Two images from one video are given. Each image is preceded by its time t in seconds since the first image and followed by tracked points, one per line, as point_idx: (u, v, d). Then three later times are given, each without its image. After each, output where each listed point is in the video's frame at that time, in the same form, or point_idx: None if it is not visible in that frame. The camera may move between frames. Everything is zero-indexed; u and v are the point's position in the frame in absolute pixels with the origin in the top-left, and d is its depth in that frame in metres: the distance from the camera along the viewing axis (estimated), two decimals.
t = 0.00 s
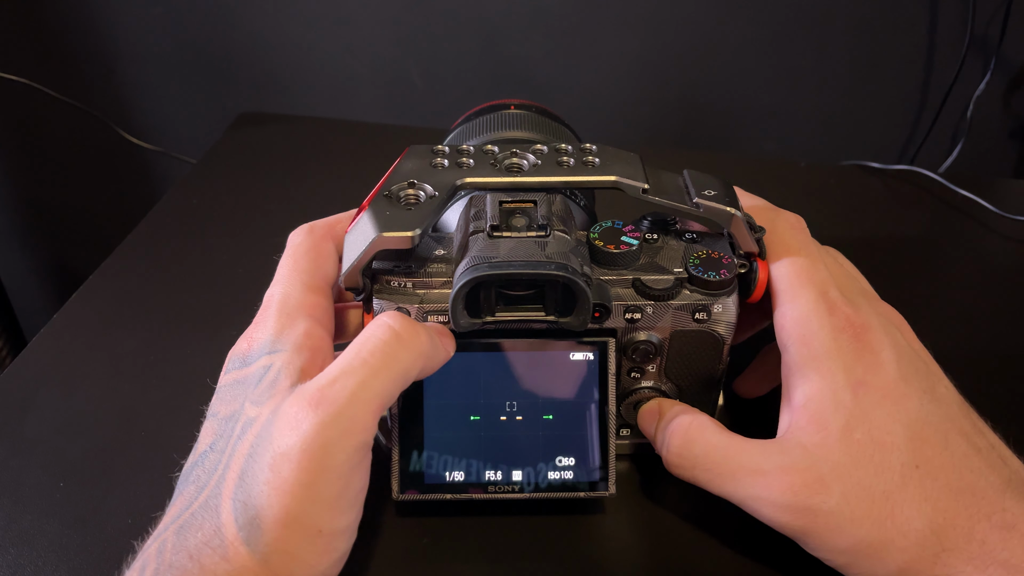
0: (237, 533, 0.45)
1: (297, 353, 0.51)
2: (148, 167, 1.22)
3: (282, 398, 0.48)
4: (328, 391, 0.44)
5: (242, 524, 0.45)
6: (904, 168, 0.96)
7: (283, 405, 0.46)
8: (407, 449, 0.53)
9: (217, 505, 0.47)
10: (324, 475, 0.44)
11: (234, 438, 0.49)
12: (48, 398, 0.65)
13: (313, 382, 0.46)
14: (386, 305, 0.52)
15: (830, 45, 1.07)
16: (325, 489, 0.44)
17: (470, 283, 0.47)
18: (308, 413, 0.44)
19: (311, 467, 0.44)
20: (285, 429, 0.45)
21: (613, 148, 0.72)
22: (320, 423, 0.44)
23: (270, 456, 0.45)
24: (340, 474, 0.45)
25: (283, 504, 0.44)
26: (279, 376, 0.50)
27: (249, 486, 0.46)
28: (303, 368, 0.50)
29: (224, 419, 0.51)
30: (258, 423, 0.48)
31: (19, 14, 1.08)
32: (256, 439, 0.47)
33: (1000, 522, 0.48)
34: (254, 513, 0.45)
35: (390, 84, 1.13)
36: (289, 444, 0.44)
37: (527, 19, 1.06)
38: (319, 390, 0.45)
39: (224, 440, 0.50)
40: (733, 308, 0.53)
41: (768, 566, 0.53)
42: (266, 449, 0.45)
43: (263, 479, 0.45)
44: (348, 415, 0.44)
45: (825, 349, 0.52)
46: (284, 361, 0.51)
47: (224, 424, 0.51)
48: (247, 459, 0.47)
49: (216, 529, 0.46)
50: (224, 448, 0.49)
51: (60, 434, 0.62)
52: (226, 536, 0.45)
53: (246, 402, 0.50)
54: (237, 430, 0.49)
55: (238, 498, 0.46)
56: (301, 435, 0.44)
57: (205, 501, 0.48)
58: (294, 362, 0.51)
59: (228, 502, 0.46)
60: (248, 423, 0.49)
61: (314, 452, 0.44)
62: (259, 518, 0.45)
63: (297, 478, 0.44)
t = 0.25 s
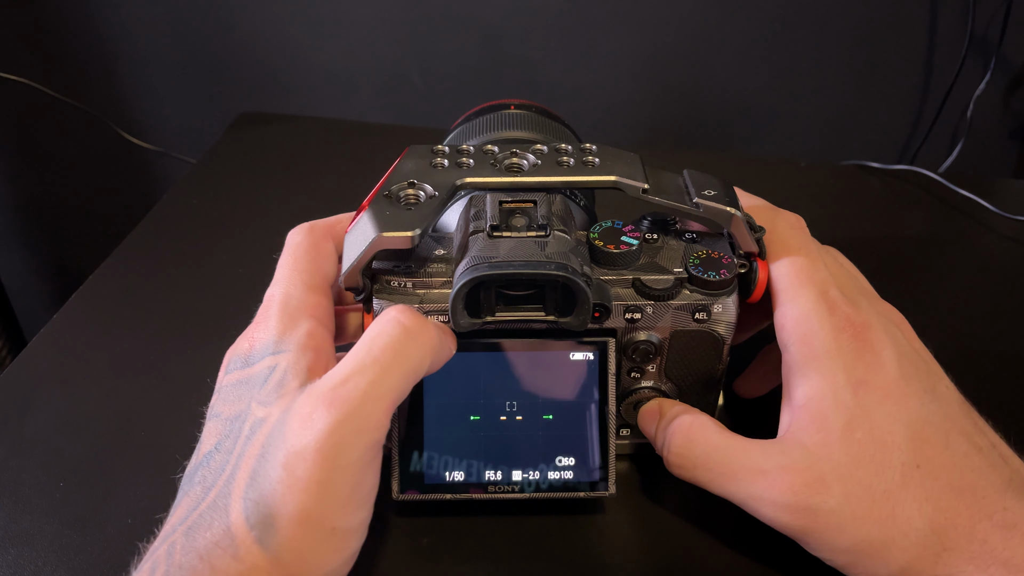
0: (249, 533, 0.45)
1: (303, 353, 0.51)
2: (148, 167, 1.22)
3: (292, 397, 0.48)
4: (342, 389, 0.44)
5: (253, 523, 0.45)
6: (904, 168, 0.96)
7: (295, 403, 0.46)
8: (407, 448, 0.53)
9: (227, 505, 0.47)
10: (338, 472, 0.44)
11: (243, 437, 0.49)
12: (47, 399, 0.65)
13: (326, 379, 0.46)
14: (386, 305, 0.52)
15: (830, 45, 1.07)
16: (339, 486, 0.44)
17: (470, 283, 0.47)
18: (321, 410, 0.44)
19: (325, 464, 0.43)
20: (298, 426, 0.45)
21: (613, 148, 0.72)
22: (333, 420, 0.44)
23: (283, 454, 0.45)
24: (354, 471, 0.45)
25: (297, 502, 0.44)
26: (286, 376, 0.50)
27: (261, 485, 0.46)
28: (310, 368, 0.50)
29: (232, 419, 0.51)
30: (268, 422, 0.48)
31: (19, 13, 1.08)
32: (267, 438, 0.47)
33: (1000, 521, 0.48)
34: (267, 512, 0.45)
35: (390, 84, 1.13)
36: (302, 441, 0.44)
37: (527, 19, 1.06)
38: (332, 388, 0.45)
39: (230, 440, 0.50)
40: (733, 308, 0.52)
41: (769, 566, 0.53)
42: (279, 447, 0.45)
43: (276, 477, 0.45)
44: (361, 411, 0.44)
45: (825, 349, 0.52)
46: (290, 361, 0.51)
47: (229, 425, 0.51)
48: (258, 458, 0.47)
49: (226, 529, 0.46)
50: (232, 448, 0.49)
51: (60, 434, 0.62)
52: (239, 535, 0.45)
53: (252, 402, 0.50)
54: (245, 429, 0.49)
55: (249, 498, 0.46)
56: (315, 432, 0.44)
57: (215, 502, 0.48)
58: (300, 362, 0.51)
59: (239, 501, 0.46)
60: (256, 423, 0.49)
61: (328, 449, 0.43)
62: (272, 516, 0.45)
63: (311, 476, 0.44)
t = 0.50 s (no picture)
0: (235, 531, 0.45)
1: (293, 353, 0.51)
2: (148, 167, 1.22)
3: (280, 395, 0.48)
4: (326, 387, 0.44)
5: (239, 522, 0.45)
6: (905, 168, 0.96)
7: (281, 402, 0.46)
8: (407, 448, 0.53)
9: (215, 503, 0.47)
10: (322, 471, 0.44)
11: (232, 436, 0.49)
12: (47, 399, 0.65)
13: (312, 378, 0.46)
14: (386, 305, 0.52)
15: (830, 45, 1.07)
16: (322, 485, 0.44)
17: (470, 283, 0.47)
18: (305, 409, 0.44)
19: (308, 463, 0.43)
20: (283, 424, 0.45)
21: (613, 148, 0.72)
22: (316, 419, 0.44)
23: (268, 452, 0.45)
24: (338, 470, 0.45)
25: (280, 500, 0.44)
26: (276, 374, 0.50)
27: (248, 483, 0.45)
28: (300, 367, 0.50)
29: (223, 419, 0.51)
30: (256, 421, 0.48)
31: (19, 13, 1.07)
32: (254, 437, 0.47)
33: (1003, 520, 0.48)
34: (252, 510, 0.45)
35: (390, 84, 1.13)
36: (286, 439, 0.44)
37: (527, 19, 1.06)
38: (317, 386, 0.45)
39: (221, 439, 0.50)
40: (733, 308, 0.52)
41: (771, 565, 0.53)
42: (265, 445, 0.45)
43: (261, 476, 0.45)
44: (345, 410, 0.44)
45: (828, 348, 0.52)
46: (280, 359, 0.51)
47: (221, 424, 0.51)
48: (245, 457, 0.47)
49: (213, 527, 0.46)
50: (222, 447, 0.49)
51: (60, 434, 0.62)
52: (224, 533, 0.45)
53: (243, 401, 0.50)
54: (235, 428, 0.49)
55: (236, 496, 0.46)
56: (298, 430, 0.44)
57: (202, 500, 0.48)
58: (290, 361, 0.51)
59: (226, 500, 0.46)
60: (245, 421, 0.49)
61: (311, 448, 0.43)
62: (256, 515, 0.44)
63: (294, 474, 0.44)
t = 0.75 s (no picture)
0: (231, 532, 0.45)
1: (290, 354, 0.51)
2: (148, 168, 1.22)
3: (274, 396, 0.48)
4: (315, 387, 0.44)
5: (234, 522, 0.45)
6: (905, 168, 0.96)
7: (274, 402, 0.46)
8: (407, 448, 0.53)
9: (211, 504, 0.47)
10: (313, 471, 0.44)
11: (229, 437, 0.49)
12: (47, 399, 0.65)
13: (302, 378, 0.46)
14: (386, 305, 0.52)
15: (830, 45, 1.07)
16: (314, 486, 0.44)
17: (470, 283, 0.47)
18: (295, 409, 0.44)
19: (299, 463, 0.43)
20: (274, 425, 0.45)
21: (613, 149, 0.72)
22: (306, 419, 0.44)
23: (261, 452, 0.45)
24: (331, 470, 0.44)
25: (273, 501, 0.44)
26: (272, 375, 0.50)
27: (242, 484, 0.45)
28: (297, 368, 0.50)
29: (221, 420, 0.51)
30: (250, 421, 0.48)
31: (19, 13, 1.07)
32: (248, 437, 0.47)
33: (1005, 519, 0.48)
34: (247, 511, 0.45)
35: (390, 84, 1.13)
36: (277, 440, 0.44)
37: (527, 19, 1.06)
38: (306, 386, 0.45)
39: (218, 440, 0.50)
40: (733, 308, 0.52)
41: (773, 565, 0.53)
42: (257, 446, 0.45)
43: (255, 477, 0.45)
44: (334, 410, 0.44)
45: (828, 347, 0.52)
46: (278, 359, 0.51)
47: (219, 424, 0.51)
48: (240, 458, 0.47)
49: (210, 528, 0.46)
50: (219, 448, 0.49)
51: (60, 434, 0.62)
52: (219, 534, 0.45)
53: (241, 401, 0.50)
54: (232, 429, 0.49)
55: (231, 497, 0.46)
56: (289, 430, 0.44)
57: (199, 501, 0.48)
58: (288, 361, 0.51)
59: (222, 500, 0.46)
60: (241, 422, 0.49)
61: (302, 448, 0.43)
62: (251, 516, 0.44)
63: (286, 475, 0.43)
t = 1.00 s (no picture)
0: (235, 532, 0.45)
1: (291, 353, 0.51)
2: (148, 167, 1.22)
3: (277, 396, 0.48)
4: (321, 387, 0.45)
5: (239, 523, 0.45)
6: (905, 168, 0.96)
7: (278, 402, 0.46)
8: (408, 448, 0.53)
9: (215, 505, 0.47)
10: (319, 471, 0.44)
11: (231, 437, 0.49)
12: (47, 399, 0.65)
13: (307, 378, 0.46)
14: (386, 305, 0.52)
15: (830, 45, 1.07)
16: (320, 486, 0.44)
17: (470, 283, 0.47)
18: (301, 409, 0.44)
19: (305, 463, 0.43)
20: (280, 425, 0.45)
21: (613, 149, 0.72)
22: (312, 419, 0.44)
23: (266, 452, 0.45)
24: (337, 470, 0.45)
25: (278, 501, 0.44)
26: (274, 374, 0.50)
27: (247, 485, 0.45)
28: (298, 368, 0.50)
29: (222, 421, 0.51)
30: (254, 421, 0.48)
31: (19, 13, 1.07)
32: (252, 438, 0.47)
33: (1006, 519, 0.49)
34: (252, 511, 0.45)
35: (390, 83, 1.13)
36: (283, 440, 0.44)
37: (527, 19, 1.06)
38: (311, 386, 0.45)
39: (220, 440, 0.50)
40: (733, 308, 0.52)
41: (774, 565, 0.53)
42: (262, 446, 0.45)
43: (260, 477, 0.45)
44: (340, 409, 0.44)
45: (830, 347, 0.52)
46: (280, 359, 0.51)
47: (221, 424, 0.51)
48: (244, 458, 0.47)
49: (214, 528, 0.46)
50: (221, 448, 0.49)
51: (60, 434, 0.62)
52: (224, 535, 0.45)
53: (242, 402, 0.50)
54: (234, 429, 0.49)
55: (236, 497, 0.46)
56: (295, 430, 0.44)
57: (202, 502, 0.48)
58: (289, 361, 0.51)
59: (226, 501, 0.46)
60: (243, 422, 0.49)
61: (308, 448, 0.43)
62: (256, 516, 0.44)
63: (292, 474, 0.44)
